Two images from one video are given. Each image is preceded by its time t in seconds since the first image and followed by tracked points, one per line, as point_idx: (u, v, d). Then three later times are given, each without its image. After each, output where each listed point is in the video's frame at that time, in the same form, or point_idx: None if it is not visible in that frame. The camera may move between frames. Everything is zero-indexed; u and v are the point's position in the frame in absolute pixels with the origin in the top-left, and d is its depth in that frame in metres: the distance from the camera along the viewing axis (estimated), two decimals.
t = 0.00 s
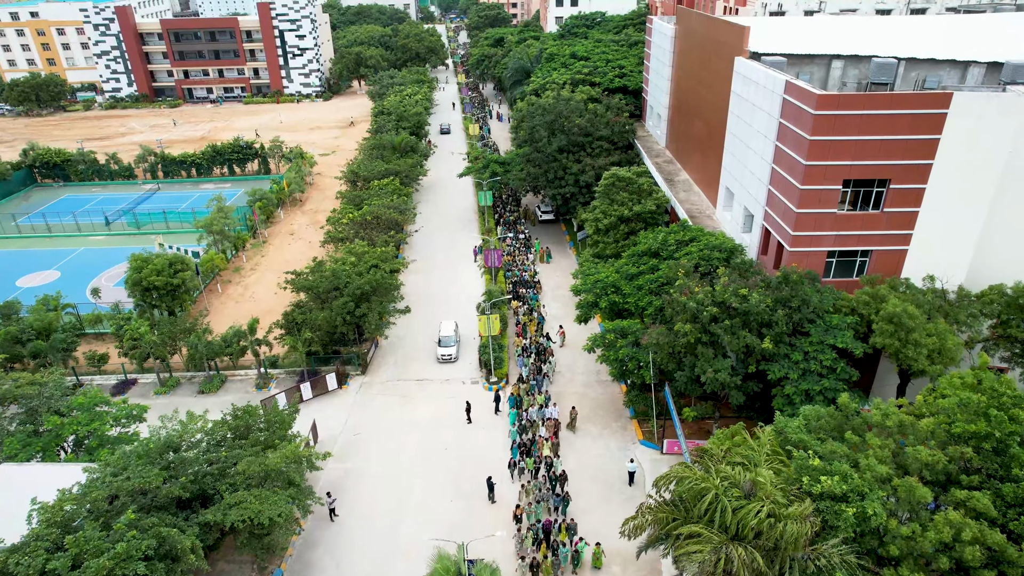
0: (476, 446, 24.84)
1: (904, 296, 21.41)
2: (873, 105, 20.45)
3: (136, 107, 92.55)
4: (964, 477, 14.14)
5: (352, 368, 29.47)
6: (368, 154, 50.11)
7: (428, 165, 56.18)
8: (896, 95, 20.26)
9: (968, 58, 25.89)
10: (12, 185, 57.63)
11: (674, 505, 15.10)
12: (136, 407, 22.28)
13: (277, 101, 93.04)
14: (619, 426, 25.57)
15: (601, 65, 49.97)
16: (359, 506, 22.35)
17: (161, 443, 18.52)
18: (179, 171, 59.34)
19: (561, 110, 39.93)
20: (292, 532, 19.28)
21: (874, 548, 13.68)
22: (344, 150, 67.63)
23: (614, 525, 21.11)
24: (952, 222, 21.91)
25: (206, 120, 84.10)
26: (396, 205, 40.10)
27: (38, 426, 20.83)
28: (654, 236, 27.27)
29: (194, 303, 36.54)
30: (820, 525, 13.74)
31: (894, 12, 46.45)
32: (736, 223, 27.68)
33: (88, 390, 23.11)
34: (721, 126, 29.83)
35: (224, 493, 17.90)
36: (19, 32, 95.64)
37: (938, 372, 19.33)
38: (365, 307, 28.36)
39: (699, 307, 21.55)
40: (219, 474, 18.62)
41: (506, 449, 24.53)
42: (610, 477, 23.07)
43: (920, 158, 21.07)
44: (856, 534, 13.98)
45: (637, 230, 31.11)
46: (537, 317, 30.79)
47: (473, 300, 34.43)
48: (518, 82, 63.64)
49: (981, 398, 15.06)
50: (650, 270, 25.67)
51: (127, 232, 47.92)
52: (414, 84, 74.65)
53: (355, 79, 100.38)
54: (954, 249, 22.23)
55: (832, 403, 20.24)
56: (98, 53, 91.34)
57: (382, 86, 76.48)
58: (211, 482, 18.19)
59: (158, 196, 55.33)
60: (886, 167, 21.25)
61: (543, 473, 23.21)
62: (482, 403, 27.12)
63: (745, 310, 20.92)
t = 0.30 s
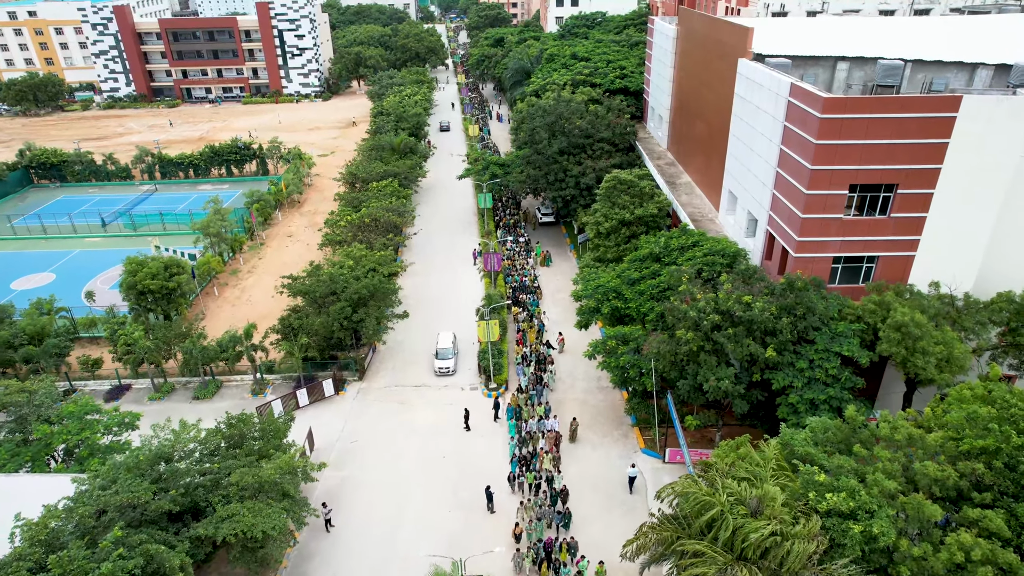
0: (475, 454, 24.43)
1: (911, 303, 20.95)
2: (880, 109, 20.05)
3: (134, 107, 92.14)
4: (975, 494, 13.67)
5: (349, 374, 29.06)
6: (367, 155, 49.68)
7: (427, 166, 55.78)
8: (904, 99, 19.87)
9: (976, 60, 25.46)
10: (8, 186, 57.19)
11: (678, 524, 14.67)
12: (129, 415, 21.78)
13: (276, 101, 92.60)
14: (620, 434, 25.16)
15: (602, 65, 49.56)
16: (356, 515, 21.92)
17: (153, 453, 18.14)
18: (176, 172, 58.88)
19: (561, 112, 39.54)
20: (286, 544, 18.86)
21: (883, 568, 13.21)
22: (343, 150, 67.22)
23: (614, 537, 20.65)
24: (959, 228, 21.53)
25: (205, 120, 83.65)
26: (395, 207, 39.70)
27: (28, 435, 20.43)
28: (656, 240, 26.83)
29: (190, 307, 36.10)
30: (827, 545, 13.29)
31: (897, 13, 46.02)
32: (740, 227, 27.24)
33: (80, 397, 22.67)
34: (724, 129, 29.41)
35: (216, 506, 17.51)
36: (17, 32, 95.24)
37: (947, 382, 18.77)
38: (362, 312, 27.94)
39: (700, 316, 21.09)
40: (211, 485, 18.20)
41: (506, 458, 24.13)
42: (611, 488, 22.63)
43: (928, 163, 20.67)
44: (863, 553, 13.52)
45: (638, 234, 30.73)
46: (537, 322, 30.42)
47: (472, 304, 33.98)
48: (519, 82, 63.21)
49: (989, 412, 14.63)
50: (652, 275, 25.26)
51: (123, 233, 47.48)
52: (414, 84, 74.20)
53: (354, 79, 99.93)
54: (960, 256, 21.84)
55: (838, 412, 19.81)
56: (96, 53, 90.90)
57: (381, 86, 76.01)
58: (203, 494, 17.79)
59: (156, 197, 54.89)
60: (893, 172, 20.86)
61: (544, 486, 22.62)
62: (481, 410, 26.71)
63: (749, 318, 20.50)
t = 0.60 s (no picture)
0: (473, 464, 23.96)
1: (920, 310, 20.43)
2: (890, 112, 19.53)
3: (132, 107, 91.65)
4: (993, 515, 13.07)
5: (346, 381, 28.57)
6: (365, 156, 49.18)
7: (425, 168, 55.29)
8: (914, 102, 19.34)
9: (984, 62, 25.17)
10: (4, 187, 56.68)
11: (683, 545, 14.15)
12: (119, 424, 21.14)
13: (275, 101, 92.13)
14: (621, 443, 24.66)
15: (603, 66, 49.09)
16: (352, 527, 21.44)
17: (142, 466, 17.66)
18: (173, 173, 58.40)
19: (562, 113, 39.05)
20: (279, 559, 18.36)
21: None
22: (341, 151, 66.71)
23: (615, 551, 20.13)
24: (969, 234, 20.98)
25: (203, 120, 83.13)
26: (393, 210, 39.22)
27: (15, 445, 19.88)
28: (658, 245, 26.31)
29: (185, 311, 35.61)
30: (837, 566, 12.74)
31: (901, 14, 45.59)
32: (744, 232, 26.76)
33: (69, 406, 22.16)
34: (727, 131, 28.97)
35: (207, 520, 17.00)
36: (14, 32, 94.75)
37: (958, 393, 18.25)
38: (359, 318, 27.44)
39: (705, 323, 20.53)
40: (202, 499, 17.69)
41: (505, 468, 23.63)
42: (612, 499, 22.11)
43: (938, 167, 20.19)
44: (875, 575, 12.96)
45: (640, 239, 30.30)
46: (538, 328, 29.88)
47: (471, 309, 33.48)
48: (519, 83, 62.73)
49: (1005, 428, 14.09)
50: (655, 281, 24.75)
51: (119, 236, 46.98)
52: (413, 85, 73.73)
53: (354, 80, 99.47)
54: (970, 263, 21.28)
55: (845, 423, 19.31)
56: (94, 53, 90.44)
57: (380, 87, 75.51)
58: (193, 508, 17.28)
59: (152, 199, 54.40)
60: (902, 177, 20.36)
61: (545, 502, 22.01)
62: (479, 418, 26.21)
63: (754, 326, 19.97)
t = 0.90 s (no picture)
0: (471, 476, 23.37)
1: (931, 321, 19.82)
2: (901, 117, 18.97)
3: (130, 107, 91.06)
4: (1014, 541, 12.44)
5: (342, 390, 28.03)
6: (363, 158, 48.64)
7: (424, 170, 54.69)
8: (925, 107, 18.79)
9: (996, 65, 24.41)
10: None
11: None
12: (108, 437, 20.61)
13: (273, 102, 91.56)
14: (623, 454, 24.11)
15: (605, 68, 48.57)
16: (347, 542, 20.83)
17: (129, 482, 17.16)
18: (169, 175, 57.85)
19: (562, 116, 38.51)
20: None
21: None
22: (340, 153, 66.09)
23: (617, 568, 19.54)
24: (982, 242, 20.43)
25: (200, 121, 82.54)
26: (391, 213, 38.67)
27: None
28: (661, 252, 25.71)
29: (179, 316, 35.04)
30: None
31: (906, 15, 45.04)
32: (749, 238, 26.19)
33: (56, 417, 21.58)
34: (731, 135, 28.42)
35: (195, 539, 16.42)
36: (11, 31, 94.16)
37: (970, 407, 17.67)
38: (355, 325, 26.85)
39: (711, 333, 19.90)
40: (191, 517, 17.11)
41: (504, 480, 23.05)
42: (614, 514, 21.52)
43: (949, 174, 19.64)
44: None
45: (642, 244, 29.87)
46: (538, 335, 29.28)
47: (470, 315, 32.91)
48: (519, 84, 62.27)
49: None
50: (658, 289, 24.11)
51: (114, 238, 46.41)
52: (412, 86, 73.15)
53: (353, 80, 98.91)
54: (982, 272, 20.72)
55: (854, 438, 18.77)
56: (92, 52, 89.83)
57: (379, 88, 74.90)
58: (181, 527, 16.70)
59: (149, 201, 53.84)
60: (913, 184, 19.79)
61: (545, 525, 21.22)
62: (478, 428, 25.65)
63: (760, 337, 19.35)
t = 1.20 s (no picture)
0: (470, 490, 22.76)
1: (944, 333, 19.19)
2: (914, 123, 18.33)
3: (127, 108, 90.43)
4: None
5: (338, 399, 27.44)
6: (362, 161, 48.08)
7: (423, 172, 54.05)
8: (940, 112, 18.15)
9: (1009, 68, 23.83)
10: None
11: None
12: (95, 450, 20.02)
13: (272, 103, 90.96)
14: (626, 467, 23.50)
15: (606, 69, 47.98)
16: (342, 559, 20.23)
17: (115, 502, 16.55)
18: (166, 177, 57.25)
19: (563, 118, 37.97)
20: None
21: None
22: (338, 155, 65.47)
23: None
24: (995, 251, 19.86)
25: (198, 122, 81.93)
26: (389, 217, 38.07)
27: None
28: (665, 259, 25.07)
29: (173, 322, 34.43)
30: None
31: (911, 16, 44.44)
32: (754, 245, 25.58)
33: (42, 429, 20.94)
34: (736, 139, 27.82)
35: (183, 562, 15.80)
36: (8, 31, 93.56)
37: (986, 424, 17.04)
38: (351, 334, 26.22)
39: (717, 345, 19.23)
40: (178, 538, 16.50)
41: (503, 495, 22.43)
42: (616, 531, 20.89)
43: (963, 181, 19.02)
44: None
45: (644, 250, 29.35)
46: (538, 344, 28.64)
47: (469, 322, 32.30)
48: (519, 86, 61.38)
49: None
50: (662, 297, 23.50)
51: (109, 242, 45.79)
52: (411, 87, 72.55)
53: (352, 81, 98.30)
54: (995, 282, 20.14)
55: (864, 454, 18.17)
56: (89, 53, 89.24)
57: (378, 89, 74.28)
58: (168, 549, 16.08)
59: (144, 204, 53.24)
60: (926, 191, 19.17)
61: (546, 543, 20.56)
62: (476, 439, 25.04)
63: (768, 350, 18.70)
